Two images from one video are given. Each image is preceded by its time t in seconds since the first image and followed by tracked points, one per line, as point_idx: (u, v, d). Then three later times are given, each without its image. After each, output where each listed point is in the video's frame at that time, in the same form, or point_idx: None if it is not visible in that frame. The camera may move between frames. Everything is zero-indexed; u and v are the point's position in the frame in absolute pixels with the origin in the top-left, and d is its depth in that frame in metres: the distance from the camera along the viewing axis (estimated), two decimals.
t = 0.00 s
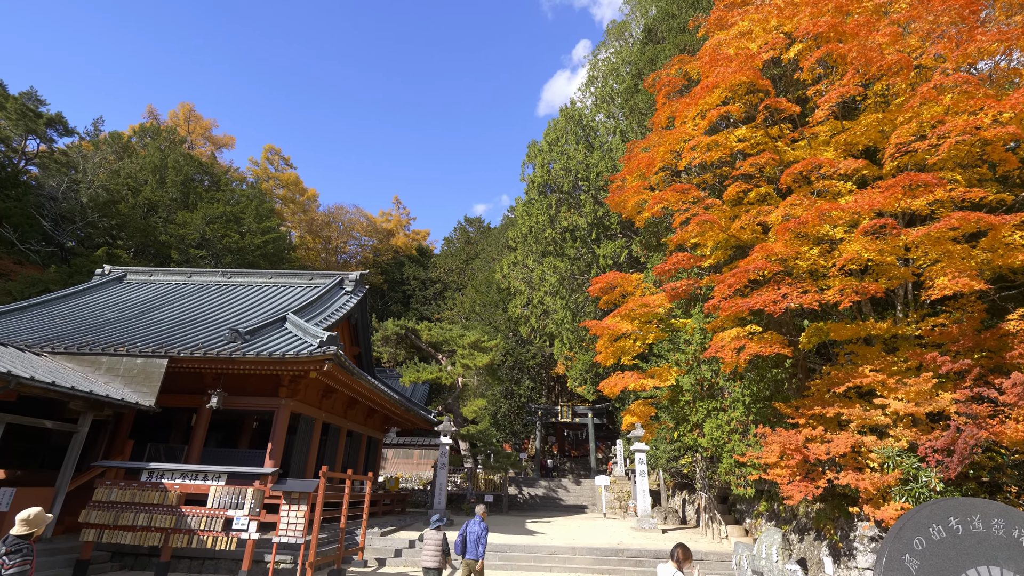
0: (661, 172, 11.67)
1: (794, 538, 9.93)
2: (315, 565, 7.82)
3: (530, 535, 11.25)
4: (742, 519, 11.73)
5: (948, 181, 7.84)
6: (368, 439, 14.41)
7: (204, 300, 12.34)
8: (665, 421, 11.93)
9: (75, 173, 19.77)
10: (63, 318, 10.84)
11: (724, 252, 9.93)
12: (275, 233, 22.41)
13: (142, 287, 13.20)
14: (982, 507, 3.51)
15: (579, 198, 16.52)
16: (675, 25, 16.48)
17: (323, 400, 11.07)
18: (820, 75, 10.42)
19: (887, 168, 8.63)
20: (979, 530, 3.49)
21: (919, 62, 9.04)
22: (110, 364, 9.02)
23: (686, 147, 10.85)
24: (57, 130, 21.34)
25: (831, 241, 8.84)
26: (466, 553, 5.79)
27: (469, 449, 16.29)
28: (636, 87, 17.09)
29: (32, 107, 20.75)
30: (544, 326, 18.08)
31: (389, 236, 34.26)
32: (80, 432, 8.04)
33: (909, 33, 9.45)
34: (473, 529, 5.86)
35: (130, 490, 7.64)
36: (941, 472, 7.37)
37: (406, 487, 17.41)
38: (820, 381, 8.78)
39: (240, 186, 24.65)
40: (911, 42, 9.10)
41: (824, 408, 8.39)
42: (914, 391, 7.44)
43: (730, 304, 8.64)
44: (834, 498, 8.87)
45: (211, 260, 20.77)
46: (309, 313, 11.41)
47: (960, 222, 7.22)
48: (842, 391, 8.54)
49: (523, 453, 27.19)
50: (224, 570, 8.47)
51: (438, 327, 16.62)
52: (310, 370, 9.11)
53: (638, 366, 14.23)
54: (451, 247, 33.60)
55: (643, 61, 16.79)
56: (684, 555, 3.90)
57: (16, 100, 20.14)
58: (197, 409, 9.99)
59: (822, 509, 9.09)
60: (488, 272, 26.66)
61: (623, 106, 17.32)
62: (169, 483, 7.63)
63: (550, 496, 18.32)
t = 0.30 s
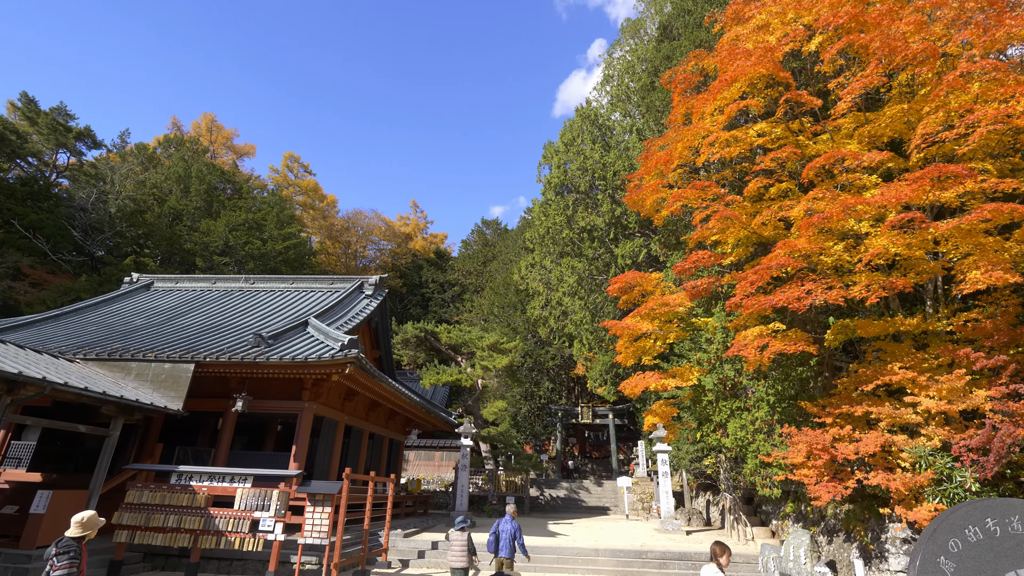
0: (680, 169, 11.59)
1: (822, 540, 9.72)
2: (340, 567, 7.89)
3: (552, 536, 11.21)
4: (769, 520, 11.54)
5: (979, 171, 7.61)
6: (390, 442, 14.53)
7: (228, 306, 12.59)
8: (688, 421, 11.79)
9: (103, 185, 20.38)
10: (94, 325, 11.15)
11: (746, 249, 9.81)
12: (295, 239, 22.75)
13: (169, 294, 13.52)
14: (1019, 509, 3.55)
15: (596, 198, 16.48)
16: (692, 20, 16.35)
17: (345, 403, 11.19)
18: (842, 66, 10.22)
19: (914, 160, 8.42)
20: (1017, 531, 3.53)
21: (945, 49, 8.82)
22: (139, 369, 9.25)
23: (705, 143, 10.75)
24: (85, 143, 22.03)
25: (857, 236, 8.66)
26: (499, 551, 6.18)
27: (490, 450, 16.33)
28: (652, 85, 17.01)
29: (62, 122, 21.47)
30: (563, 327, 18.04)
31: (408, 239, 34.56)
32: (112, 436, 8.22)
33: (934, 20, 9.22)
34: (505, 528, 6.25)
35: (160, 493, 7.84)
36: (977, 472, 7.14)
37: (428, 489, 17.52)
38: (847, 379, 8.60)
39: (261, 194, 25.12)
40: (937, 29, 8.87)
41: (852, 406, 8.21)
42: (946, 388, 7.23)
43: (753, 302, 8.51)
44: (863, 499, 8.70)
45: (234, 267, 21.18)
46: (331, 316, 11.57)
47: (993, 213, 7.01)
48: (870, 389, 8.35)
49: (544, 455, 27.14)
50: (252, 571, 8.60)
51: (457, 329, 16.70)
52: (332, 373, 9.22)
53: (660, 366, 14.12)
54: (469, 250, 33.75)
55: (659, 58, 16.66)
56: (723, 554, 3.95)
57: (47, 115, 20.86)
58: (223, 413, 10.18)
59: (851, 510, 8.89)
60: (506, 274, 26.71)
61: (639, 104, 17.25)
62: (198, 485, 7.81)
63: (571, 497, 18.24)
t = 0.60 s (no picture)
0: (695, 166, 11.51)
1: (847, 541, 9.53)
2: (360, 567, 7.91)
3: (570, 537, 11.17)
4: (792, 521, 11.36)
5: (1006, 162, 7.42)
6: (408, 443, 14.61)
7: (247, 309, 12.80)
8: (707, 421, 11.64)
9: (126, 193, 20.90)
10: (119, 330, 11.40)
11: (764, 246, 9.70)
12: (312, 244, 23.03)
13: (190, 299, 13.78)
14: None
15: (610, 197, 16.43)
16: (705, 16, 16.25)
17: (363, 405, 11.28)
18: (861, 58, 10.06)
19: (937, 152, 8.26)
20: None
21: (968, 38, 8.63)
22: (162, 373, 9.43)
23: (720, 139, 10.66)
24: (108, 153, 22.60)
25: (878, 231, 8.51)
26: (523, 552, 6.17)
27: (507, 451, 16.34)
28: (666, 82, 16.95)
29: (86, 133, 22.06)
30: (579, 327, 17.97)
31: (422, 242, 34.77)
32: (137, 439, 8.36)
33: (956, 8, 9.03)
34: (528, 530, 6.24)
35: (184, 494, 7.98)
36: (1008, 472, 6.94)
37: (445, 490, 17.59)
38: (870, 377, 8.44)
39: (278, 199, 25.49)
40: (959, 17, 8.68)
41: (876, 405, 8.04)
42: (974, 385, 7.05)
43: (772, 299, 8.40)
44: (889, 499, 8.54)
45: (253, 271, 21.50)
46: (348, 319, 11.68)
47: (1021, 205, 6.83)
48: (895, 387, 8.18)
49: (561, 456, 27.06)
50: (273, 571, 8.69)
51: (472, 330, 16.74)
52: (350, 376, 9.31)
53: (677, 366, 14.02)
54: (483, 251, 33.83)
55: (672, 55, 16.67)
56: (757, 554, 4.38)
57: (71, 126, 21.45)
58: (243, 416, 10.33)
59: (876, 511, 8.71)
60: (521, 275, 26.73)
61: (653, 102, 17.19)
62: (220, 486, 7.94)
63: (589, 498, 18.15)
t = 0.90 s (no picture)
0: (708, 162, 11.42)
1: (868, 542, 9.36)
2: (377, 567, 7.93)
3: (586, 538, 11.12)
4: (811, 521, 11.19)
5: None
6: (422, 444, 14.66)
7: (263, 312, 12.94)
8: (723, 421, 11.50)
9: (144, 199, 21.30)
10: (138, 334, 11.61)
11: (780, 242, 9.58)
12: (325, 246, 23.25)
13: (207, 302, 13.99)
14: None
15: (622, 195, 16.38)
16: (716, 12, 16.17)
17: (378, 406, 11.33)
18: (877, 50, 9.91)
19: (957, 144, 8.09)
20: None
21: (988, 26, 8.45)
22: (180, 376, 9.57)
23: (733, 135, 10.57)
24: (126, 160, 23.04)
25: (897, 225, 8.37)
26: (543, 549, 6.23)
27: (521, 452, 16.32)
28: (677, 79, 16.87)
29: (105, 140, 22.49)
30: (592, 326, 17.88)
31: (435, 243, 34.93)
32: (156, 441, 8.48)
33: None
34: (547, 527, 6.26)
35: (203, 494, 8.08)
36: None
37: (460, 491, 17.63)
38: (891, 375, 8.29)
39: (292, 203, 25.79)
40: (980, 5, 8.49)
41: (898, 403, 7.88)
42: (1000, 381, 6.88)
43: (790, 296, 8.28)
44: (911, 499, 8.38)
45: (268, 274, 21.74)
46: (362, 321, 11.75)
47: None
48: (916, 384, 8.02)
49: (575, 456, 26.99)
50: (291, 571, 8.76)
51: (485, 331, 16.75)
52: (364, 377, 9.37)
53: (692, 364, 13.91)
54: (496, 252, 33.87)
55: (684, 51, 16.88)
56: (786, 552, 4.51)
57: (91, 134, 21.89)
58: (260, 418, 10.44)
59: (898, 511, 8.55)
60: (533, 275, 26.71)
61: (665, 99, 17.12)
62: (238, 487, 8.03)
63: (605, 499, 18.07)
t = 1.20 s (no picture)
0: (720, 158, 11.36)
1: (887, 542, 9.21)
2: (391, 567, 7.95)
3: (600, 537, 11.09)
4: (829, 520, 11.05)
5: None
6: (435, 444, 14.72)
7: (277, 314, 13.08)
8: (737, 419, 11.39)
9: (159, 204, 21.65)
10: (155, 336, 11.79)
11: (794, 238, 9.49)
12: (337, 248, 23.44)
13: (221, 305, 14.17)
14: None
15: (633, 193, 16.32)
16: (727, 6, 16.05)
17: (390, 406, 11.39)
18: (892, 41, 9.77)
19: (975, 136, 7.96)
20: None
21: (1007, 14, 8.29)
22: (196, 377, 9.70)
23: (745, 130, 10.50)
24: (141, 165, 23.41)
25: (914, 219, 8.25)
26: (565, 549, 6.37)
27: (534, 452, 16.32)
28: (688, 75, 16.80)
29: (120, 146, 22.88)
30: (604, 325, 17.81)
31: (445, 243, 35.05)
32: (173, 441, 8.58)
33: None
34: (568, 527, 6.50)
35: (219, 494, 8.16)
36: None
37: (473, 490, 17.66)
38: (910, 371, 8.17)
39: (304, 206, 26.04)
40: None
41: (917, 400, 7.75)
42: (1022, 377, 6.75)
43: (804, 293, 8.20)
44: (931, 498, 8.25)
45: (281, 276, 21.96)
46: (374, 321, 11.84)
47: None
48: (936, 381, 7.90)
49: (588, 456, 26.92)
50: (307, 570, 8.81)
51: (497, 331, 16.78)
52: (377, 377, 9.43)
53: (706, 362, 13.82)
54: (506, 251, 33.87)
55: (694, 47, 16.78)
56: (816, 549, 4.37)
57: (107, 140, 22.29)
58: (275, 418, 10.54)
59: (918, 510, 8.41)
60: (544, 274, 26.68)
61: (675, 95, 17.05)
62: (254, 487, 8.11)
63: (618, 498, 18.00)
